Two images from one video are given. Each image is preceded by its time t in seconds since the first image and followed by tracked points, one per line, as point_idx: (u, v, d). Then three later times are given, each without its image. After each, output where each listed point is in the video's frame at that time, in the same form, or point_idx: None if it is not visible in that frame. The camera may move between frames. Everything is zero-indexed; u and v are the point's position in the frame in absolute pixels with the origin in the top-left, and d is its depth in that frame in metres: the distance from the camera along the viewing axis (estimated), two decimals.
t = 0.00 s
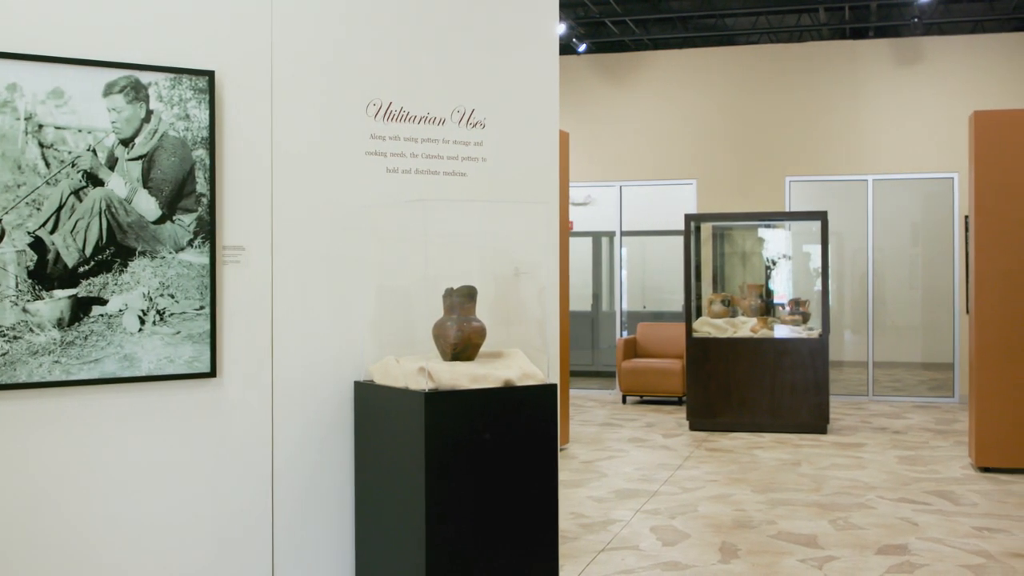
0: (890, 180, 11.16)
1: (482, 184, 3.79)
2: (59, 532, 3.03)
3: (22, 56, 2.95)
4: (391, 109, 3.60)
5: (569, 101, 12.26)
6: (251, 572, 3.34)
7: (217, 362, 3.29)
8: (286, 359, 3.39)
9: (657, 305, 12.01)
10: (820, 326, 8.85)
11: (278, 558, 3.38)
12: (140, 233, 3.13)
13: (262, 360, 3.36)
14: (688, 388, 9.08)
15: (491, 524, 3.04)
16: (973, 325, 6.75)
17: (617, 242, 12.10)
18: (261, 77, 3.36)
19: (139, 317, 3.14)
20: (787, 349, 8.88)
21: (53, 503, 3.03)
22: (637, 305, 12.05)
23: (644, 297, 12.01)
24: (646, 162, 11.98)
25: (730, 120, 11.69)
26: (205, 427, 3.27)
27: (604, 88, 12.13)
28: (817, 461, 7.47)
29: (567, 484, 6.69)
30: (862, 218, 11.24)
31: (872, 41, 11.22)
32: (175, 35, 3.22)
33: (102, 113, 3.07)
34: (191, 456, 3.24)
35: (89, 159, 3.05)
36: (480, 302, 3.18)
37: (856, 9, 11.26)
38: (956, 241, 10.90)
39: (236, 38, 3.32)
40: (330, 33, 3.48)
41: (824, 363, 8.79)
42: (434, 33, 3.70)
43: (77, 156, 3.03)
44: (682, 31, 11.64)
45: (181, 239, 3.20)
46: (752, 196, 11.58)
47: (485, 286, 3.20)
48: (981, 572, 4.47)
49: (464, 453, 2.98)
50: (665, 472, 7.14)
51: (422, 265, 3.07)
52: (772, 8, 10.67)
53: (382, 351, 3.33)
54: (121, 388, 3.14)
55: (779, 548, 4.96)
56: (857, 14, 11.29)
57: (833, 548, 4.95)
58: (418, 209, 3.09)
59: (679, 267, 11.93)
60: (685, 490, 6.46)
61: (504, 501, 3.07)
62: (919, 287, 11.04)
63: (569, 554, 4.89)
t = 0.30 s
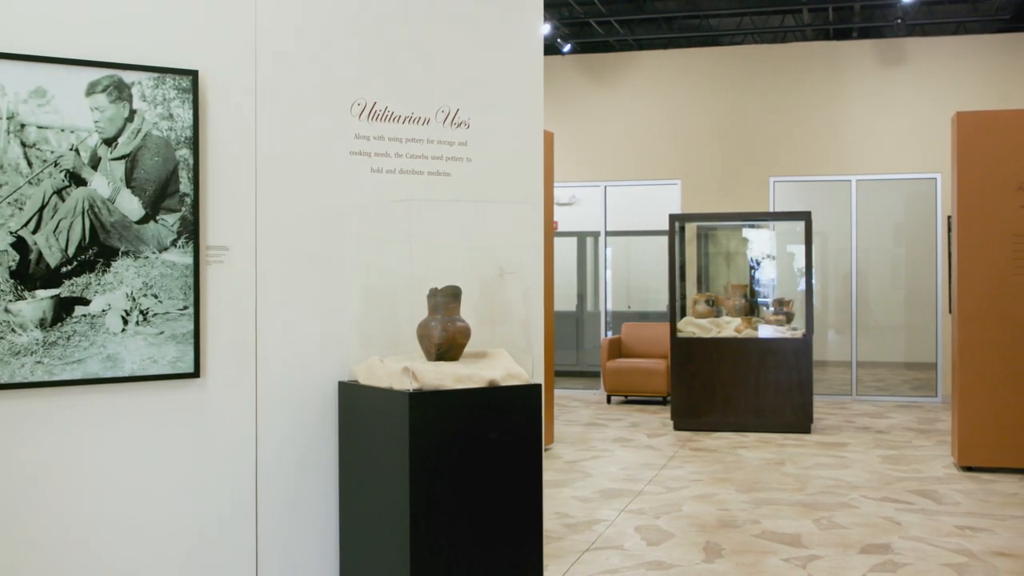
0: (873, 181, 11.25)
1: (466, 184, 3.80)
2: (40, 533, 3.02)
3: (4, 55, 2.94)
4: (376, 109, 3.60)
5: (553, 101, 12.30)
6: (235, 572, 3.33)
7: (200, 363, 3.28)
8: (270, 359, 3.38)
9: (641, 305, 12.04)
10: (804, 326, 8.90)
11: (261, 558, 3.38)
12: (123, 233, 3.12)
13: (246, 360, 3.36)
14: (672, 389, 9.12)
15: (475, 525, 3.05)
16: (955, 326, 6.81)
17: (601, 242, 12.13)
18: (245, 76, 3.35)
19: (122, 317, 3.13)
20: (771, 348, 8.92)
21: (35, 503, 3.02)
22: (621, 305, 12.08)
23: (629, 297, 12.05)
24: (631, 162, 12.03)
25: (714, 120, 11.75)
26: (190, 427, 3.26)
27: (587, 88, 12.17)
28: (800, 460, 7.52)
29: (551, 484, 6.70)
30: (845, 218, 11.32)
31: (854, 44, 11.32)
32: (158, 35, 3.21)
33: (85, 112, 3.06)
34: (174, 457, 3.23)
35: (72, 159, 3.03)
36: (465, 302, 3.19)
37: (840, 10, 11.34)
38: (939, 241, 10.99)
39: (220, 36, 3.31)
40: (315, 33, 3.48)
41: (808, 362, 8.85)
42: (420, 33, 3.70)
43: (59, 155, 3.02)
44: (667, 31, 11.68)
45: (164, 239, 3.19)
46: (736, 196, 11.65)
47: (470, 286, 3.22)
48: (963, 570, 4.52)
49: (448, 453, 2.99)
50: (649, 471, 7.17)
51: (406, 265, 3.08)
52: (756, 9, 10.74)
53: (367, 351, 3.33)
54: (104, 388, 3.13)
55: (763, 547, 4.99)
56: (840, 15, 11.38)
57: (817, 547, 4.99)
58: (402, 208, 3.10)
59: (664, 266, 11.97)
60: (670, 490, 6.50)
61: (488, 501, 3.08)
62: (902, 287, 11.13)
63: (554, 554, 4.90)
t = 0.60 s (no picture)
0: (853, 181, 11.34)
1: (446, 184, 3.80)
2: (18, 534, 3.01)
3: None
4: (356, 109, 3.59)
5: (535, 101, 12.36)
6: (216, 572, 3.32)
7: (180, 363, 3.27)
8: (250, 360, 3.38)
9: (623, 305, 12.09)
10: (784, 326, 8.96)
11: (241, 558, 3.37)
12: (102, 233, 3.11)
13: (226, 361, 3.35)
14: (654, 388, 9.18)
15: (456, 524, 3.06)
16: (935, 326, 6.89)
17: (583, 242, 12.17)
18: (225, 77, 3.34)
19: (101, 317, 3.12)
20: (751, 348, 8.99)
21: (13, 504, 3.00)
22: (602, 305, 12.12)
23: (610, 298, 12.09)
24: (612, 162, 12.08)
25: (695, 121, 11.81)
26: (169, 428, 3.25)
27: (570, 88, 12.22)
28: (781, 460, 7.58)
29: (533, 484, 6.73)
30: (825, 219, 11.42)
31: (835, 43, 11.39)
32: (138, 34, 3.21)
33: (63, 111, 3.05)
34: (154, 457, 3.22)
35: (50, 158, 3.02)
36: (446, 303, 3.20)
37: (820, 11, 11.43)
38: (918, 241, 11.10)
39: (200, 35, 3.30)
40: (295, 32, 3.48)
41: (789, 363, 8.90)
42: (400, 33, 3.70)
43: (38, 154, 3.00)
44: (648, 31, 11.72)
45: (144, 239, 3.18)
46: (717, 197, 11.72)
47: (451, 287, 3.23)
48: (942, 569, 4.57)
49: (429, 453, 2.99)
50: (630, 471, 7.21)
51: (387, 265, 3.09)
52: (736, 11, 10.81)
53: (348, 351, 3.33)
54: (83, 389, 3.11)
55: (743, 546, 5.03)
56: (820, 16, 11.46)
57: (797, 546, 5.03)
58: (384, 209, 3.11)
59: (645, 266, 12.02)
60: (651, 490, 6.53)
61: (469, 500, 3.09)
62: (882, 287, 11.22)
63: (535, 554, 4.92)
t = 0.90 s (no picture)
0: (835, 182, 11.42)
1: (429, 184, 3.80)
2: None
3: None
4: (339, 109, 3.59)
5: (518, 101, 12.40)
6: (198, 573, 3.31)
7: (162, 363, 3.26)
8: (232, 360, 3.37)
9: (606, 305, 12.12)
10: (767, 326, 9.02)
11: (224, 560, 3.36)
12: (83, 233, 3.10)
13: (208, 361, 3.34)
14: (637, 388, 9.20)
15: (439, 525, 3.06)
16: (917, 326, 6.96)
17: (566, 242, 12.20)
18: (208, 77, 3.34)
19: (82, 318, 3.12)
20: (734, 348, 9.03)
21: None
22: (586, 305, 12.16)
23: (593, 298, 12.12)
24: (596, 162, 12.13)
25: (678, 121, 11.88)
26: (151, 428, 3.24)
27: (554, 88, 12.27)
28: (763, 460, 7.63)
29: (516, 484, 6.74)
30: (807, 219, 11.49)
31: (818, 44, 11.48)
32: (121, 34, 3.20)
33: (44, 110, 3.04)
34: (135, 458, 3.21)
35: (31, 158, 3.01)
36: (428, 303, 3.20)
37: (802, 12, 11.52)
38: (899, 242, 11.19)
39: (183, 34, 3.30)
40: (279, 32, 3.48)
41: (771, 363, 8.94)
42: (384, 33, 3.71)
43: (18, 154, 3.00)
44: (632, 32, 11.77)
45: (125, 239, 3.17)
46: (700, 197, 11.78)
47: (434, 287, 3.24)
48: (923, 568, 4.61)
49: (413, 454, 3.00)
50: (614, 471, 7.24)
51: (370, 265, 3.10)
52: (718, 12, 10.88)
53: (331, 351, 3.33)
54: (64, 389, 3.11)
55: (725, 546, 5.06)
56: (802, 17, 11.55)
57: (779, 545, 5.07)
58: (368, 209, 3.11)
59: (628, 266, 12.06)
60: (634, 489, 6.56)
61: (452, 501, 3.10)
62: (864, 287, 11.31)
63: (518, 554, 4.94)
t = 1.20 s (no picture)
0: (816, 182, 11.50)
1: (412, 184, 3.81)
2: None
3: None
4: (321, 109, 3.59)
5: (500, 101, 12.43)
6: (179, 574, 3.31)
7: (143, 364, 3.25)
8: (214, 360, 3.36)
9: (589, 305, 12.15)
10: (749, 326, 9.06)
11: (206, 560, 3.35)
12: (64, 233, 3.09)
13: (189, 362, 3.33)
14: (619, 388, 9.25)
15: (420, 525, 3.07)
16: (898, 325, 7.02)
17: (549, 243, 12.23)
18: (189, 77, 3.33)
19: (63, 318, 3.11)
20: (716, 348, 9.09)
21: None
22: (568, 305, 12.19)
23: (576, 298, 12.16)
24: (579, 163, 12.17)
25: (661, 122, 11.93)
26: (131, 429, 3.23)
27: (537, 88, 12.31)
28: (746, 459, 7.68)
29: (499, 484, 6.76)
30: (789, 220, 11.57)
31: (800, 45, 11.56)
32: (102, 34, 3.19)
33: (24, 110, 3.03)
34: (115, 459, 3.20)
35: (10, 158, 3.00)
36: (410, 303, 3.22)
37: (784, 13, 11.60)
38: (881, 242, 11.28)
39: (164, 34, 3.29)
40: (260, 32, 3.47)
41: (753, 363, 9.01)
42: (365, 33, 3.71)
43: None
44: (615, 32, 11.81)
45: (106, 239, 3.16)
46: (682, 197, 11.84)
47: (416, 288, 3.25)
48: (904, 567, 4.65)
49: (395, 454, 3.01)
50: (597, 471, 7.27)
51: (352, 265, 3.10)
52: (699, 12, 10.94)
53: (313, 351, 3.33)
54: (44, 390, 3.09)
55: (707, 545, 5.10)
56: (784, 18, 11.63)
57: (760, 545, 5.11)
58: (350, 209, 3.11)
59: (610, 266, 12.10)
60: (617, 489, 6.59)
61: (434, 501, 3.11)
62: (845, 287, 11.39)
63: (501, 554, 4.95)
